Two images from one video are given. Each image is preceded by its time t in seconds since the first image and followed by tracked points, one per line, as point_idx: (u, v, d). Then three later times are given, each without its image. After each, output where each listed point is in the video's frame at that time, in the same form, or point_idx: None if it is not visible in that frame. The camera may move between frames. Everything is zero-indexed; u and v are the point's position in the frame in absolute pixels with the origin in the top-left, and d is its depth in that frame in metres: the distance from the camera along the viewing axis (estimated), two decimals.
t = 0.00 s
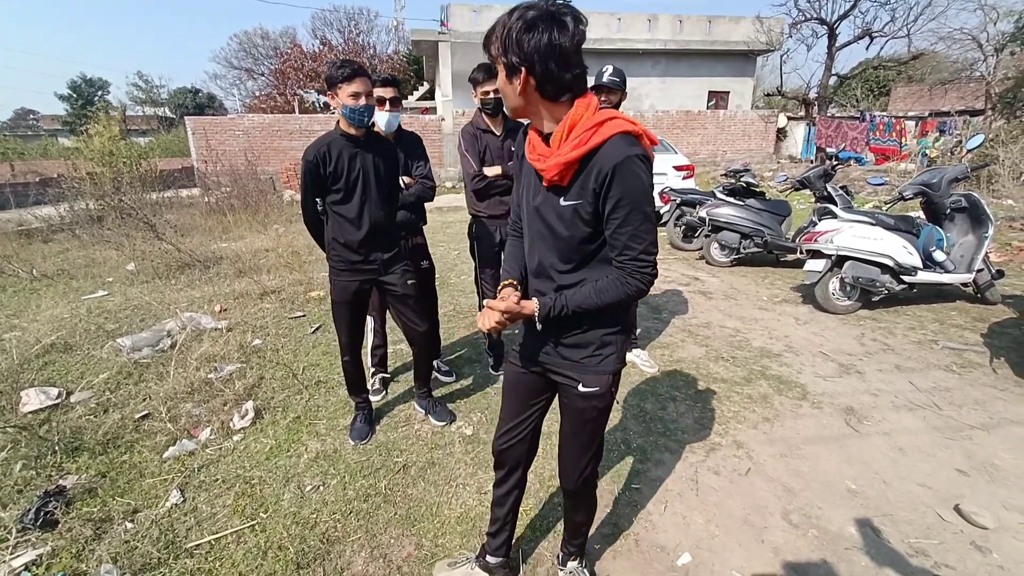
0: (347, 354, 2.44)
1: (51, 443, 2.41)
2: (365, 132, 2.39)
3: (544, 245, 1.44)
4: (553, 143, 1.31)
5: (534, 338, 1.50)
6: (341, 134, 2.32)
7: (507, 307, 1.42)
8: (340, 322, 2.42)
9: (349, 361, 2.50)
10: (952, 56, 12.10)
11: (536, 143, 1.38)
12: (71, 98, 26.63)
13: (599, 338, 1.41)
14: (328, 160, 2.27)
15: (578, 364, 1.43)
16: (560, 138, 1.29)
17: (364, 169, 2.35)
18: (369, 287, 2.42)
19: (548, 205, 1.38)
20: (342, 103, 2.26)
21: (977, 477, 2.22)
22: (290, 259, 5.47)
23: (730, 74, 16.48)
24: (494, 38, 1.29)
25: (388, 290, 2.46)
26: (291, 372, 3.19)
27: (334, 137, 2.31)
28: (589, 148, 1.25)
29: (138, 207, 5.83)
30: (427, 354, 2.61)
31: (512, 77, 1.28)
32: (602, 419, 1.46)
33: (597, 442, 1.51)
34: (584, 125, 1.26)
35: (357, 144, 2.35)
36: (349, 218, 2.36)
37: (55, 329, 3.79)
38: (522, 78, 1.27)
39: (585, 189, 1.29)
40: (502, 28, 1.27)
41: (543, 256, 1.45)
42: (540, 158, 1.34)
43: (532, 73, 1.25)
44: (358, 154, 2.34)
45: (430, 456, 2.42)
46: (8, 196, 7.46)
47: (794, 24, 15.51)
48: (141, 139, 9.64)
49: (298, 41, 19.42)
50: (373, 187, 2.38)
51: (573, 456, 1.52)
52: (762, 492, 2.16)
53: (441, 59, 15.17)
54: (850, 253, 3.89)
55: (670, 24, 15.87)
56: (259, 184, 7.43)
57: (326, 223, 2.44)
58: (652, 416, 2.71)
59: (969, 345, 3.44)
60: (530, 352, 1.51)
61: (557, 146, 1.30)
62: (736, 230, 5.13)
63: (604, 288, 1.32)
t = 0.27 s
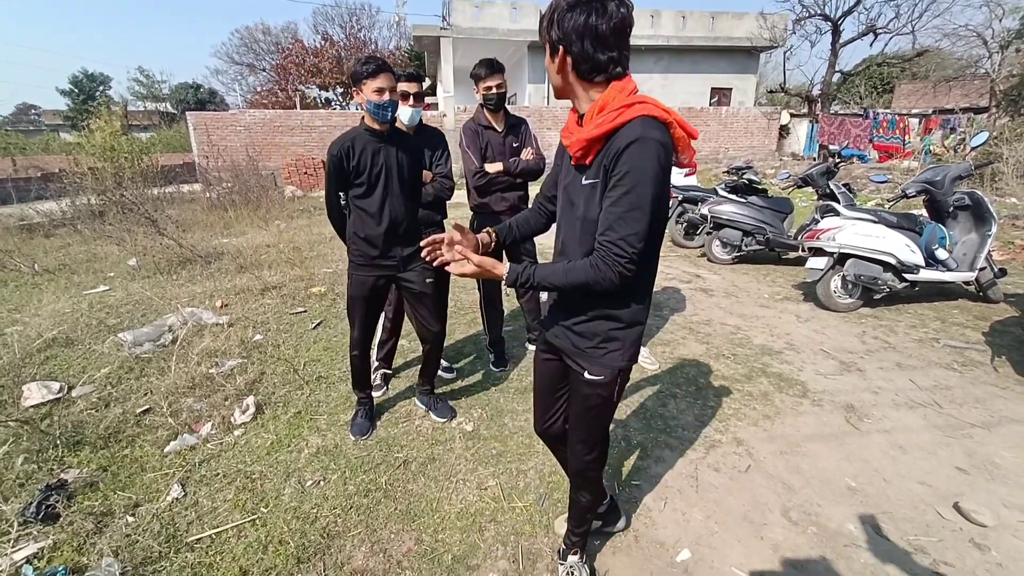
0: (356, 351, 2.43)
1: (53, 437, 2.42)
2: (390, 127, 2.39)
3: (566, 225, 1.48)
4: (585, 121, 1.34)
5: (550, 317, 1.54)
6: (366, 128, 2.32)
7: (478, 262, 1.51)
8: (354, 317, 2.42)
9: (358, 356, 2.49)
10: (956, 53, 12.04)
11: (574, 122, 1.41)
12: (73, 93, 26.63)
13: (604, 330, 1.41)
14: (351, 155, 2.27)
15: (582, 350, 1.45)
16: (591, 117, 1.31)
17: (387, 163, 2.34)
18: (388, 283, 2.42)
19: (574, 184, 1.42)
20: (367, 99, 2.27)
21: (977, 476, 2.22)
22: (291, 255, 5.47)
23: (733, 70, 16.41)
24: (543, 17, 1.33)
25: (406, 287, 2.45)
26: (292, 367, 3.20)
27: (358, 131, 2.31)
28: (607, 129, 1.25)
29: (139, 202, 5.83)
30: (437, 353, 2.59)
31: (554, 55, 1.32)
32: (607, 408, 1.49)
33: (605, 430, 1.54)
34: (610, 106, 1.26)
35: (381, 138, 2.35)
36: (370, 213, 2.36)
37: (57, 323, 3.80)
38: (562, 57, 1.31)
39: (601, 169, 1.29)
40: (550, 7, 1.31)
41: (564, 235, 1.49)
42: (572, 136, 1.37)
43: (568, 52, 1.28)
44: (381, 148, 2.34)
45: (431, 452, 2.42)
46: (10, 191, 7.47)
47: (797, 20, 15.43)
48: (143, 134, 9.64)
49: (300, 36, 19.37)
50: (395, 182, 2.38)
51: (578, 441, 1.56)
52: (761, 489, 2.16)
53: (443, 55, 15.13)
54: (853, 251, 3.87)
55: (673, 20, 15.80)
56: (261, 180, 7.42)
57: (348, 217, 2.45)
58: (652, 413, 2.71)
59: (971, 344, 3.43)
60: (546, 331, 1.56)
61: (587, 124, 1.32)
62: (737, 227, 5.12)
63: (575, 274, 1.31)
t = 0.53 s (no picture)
0: (362, 348, 2.41)
1: (49, 438, 2.41)
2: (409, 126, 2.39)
3: (579, 221, 1.50)
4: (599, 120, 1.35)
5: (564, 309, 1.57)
6: (385, 127, 2.32)
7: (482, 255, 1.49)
8: (363, 312, 2.41)
9: (364, 354, 2.45)
10: (952, 52, 12.08)
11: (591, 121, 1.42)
12: (68, 92, 26.51)
13: (609, 325, 1.42)
14: (369, 152, 2.28)
15: (588, 341, 1.47)
16: (604, 117, 1.32)
17: (402, 163, 2.35)
18: (397, 282, 2.42)
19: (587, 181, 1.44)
20: (388, 99, 2.26)
21: (973, 474, 2.23)
22: (289, 255, 5.46)
23: (730, 70, 16.44)
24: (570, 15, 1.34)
25: (415, 284, 2.46)
26: (290, 368, 3.19)
27: (377, 129, 2.32)
28: (618, 129, 1.26)
29: (136, 202, 5.81)
30: (439, 352, 2.59)
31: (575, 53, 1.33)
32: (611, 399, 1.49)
33: (611, 423, 1.53)
34: (625, 108, 1.27)
35: (399, 138, 2.35)
36: (384, 211, 2.36)
37: (53, 324, 3.78)
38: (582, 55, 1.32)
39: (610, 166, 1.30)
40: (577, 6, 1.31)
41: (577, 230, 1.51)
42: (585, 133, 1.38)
43: (590, 52, 1.29)
44: (398, 147, 2.34)
45: (429, 452, 2.42)
46: (5, 191, 7.43)
47: (794, 20, 15.47)
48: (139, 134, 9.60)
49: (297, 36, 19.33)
50: (410, 181, 2.38)
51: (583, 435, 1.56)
52: (759, 488, 2.17)
53: (440, 55, 15.12)
54: (849, 250, 3.89)
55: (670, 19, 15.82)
56: (258, 180, 7.41)
57: (361, 213, 2.46)
58: (650, 412, 2.71)
59: (967, 342, 3.45)
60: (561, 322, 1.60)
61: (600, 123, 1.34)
62: (735, 226, 5.14)
63: (576, 267, 1.29)
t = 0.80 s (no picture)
0: (367, 342, 2.42)
1: (50, 436, 2.42)
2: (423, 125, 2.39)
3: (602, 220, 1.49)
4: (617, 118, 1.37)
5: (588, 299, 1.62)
6: (398, 123, 2.32)
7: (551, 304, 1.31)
8: (366, 305, 2.41)
9: (369, 348, 2.46)
10: (953, 51, 12.07)
11: (605, 119, 1.44)
12: (68, 91, 26.48)
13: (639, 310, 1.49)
14: (379, 147, 2.29)
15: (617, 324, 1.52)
16: (622, 113, 1.34)
17: (411, 160, 2.34)
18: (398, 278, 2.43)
19: (607, 177, 1.44)
20: (406, 98, 2.27)
21: (974, 472, 2.23)
22: (289, 253, 5.46)
23: (731, 68, 16.43)
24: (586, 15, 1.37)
25: (417, 280, 2.47)
26: (291, 366, 3.19)
27: (390, 124, 2.32)
28: (642, 125, 1.28)
29: (136, 200, 5.81)
30: (438, 348, 2.59)
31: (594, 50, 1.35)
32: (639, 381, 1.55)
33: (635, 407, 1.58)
34: (646, 103, 1.30)
35: (411, 135, 2.35)
36: (390, 207, 2.36)
37: (53, 322, 3.79)
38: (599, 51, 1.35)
39: (637, 160, 1.32)
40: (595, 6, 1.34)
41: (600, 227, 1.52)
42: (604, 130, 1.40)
43: (610, 50, 1.31)
44: (409, 145, 2.34)
45: (430, 450, 2.43)
46: (5, 189, 7.43)
47: (795, 19, 15.46)
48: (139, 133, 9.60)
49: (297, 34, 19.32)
50: (417, 180, 2.38)
51: (606, 421, 1.59)
52: (760, 487, 2.17)
53: (441, 53, 15.10)
54: (850, 249, 3.89)
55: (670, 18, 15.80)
56: (258, 178, 7.41)
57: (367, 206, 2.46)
58: (651, 410, 2.72)
59: (967, 341, 3.45)
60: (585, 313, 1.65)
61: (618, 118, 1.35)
62: (735, 225, 5.16)
63: (653, 264, 1.21)
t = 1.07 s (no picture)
0: (356, 342, 2.42)
1: (53, 434, 2.42)
2: (417, 124, 2.39)
3: (617, 216, 1.47)
4: (634, 116, 1.36)
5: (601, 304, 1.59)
6: (391, 122, 2.32)
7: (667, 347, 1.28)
8: (357, 305, 2.40)
9: (358, 347, 2.46)
10: (956, 50, 12.04)
11: (617, 118, 1.43)
12: (70, 90, 26.48)
13: (650, 308, 1.45)
14: (372, 144, 2.29)
15: (631, 326, 1.50)
16: (639, 112, 1.34)
17: (405, 159, 2.34)
18: (391, 277, 2.42)
19: (623, 173, 1.42)
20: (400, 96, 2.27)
21: (975, 472, 2.23)
22: (290, 252, 5.46)
23: (733, 68, 16.41)
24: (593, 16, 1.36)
25: (411, 279, 2.46)
26: (292, 365, 3.20)
27: (383, 123, 2.32)
28: (665, 121, 1.29)
29: (138, 199, 5.81)
30: (435, 347, 2.61)
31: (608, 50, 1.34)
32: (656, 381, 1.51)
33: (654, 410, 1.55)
34: (664, 100, 1.30)
35: (405, 134, 2.35)
36: (383, 205, 2.36)
37: (56, 321, 3.80)
38: (611, 54, 1.34)
39: (657, 155, 1.32)
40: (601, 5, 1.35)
41: (615, 225, 1.49)
42: (620, 129, 1.39)
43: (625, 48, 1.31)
44: (402, 144, 2.34)
45: (431, 449, 2.43)
46: (8, 188, 7.45)
47: (797, 18, 15.43)
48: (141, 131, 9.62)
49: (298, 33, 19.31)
50: (411, 178, 2.37)
51: (627, 421, 1.58)
52: (761, 486, 2.17)
53: (442, 52, 15.10)
54: (852, 249, 3.88)
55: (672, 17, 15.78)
56: (259, 177, 7.41)
57: (360, 204, 2.46)
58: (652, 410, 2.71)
59: (969, 341, 3.45)
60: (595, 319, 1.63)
61: (635, 118, 1.35)
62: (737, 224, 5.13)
63: (721, 255, 1.25)
